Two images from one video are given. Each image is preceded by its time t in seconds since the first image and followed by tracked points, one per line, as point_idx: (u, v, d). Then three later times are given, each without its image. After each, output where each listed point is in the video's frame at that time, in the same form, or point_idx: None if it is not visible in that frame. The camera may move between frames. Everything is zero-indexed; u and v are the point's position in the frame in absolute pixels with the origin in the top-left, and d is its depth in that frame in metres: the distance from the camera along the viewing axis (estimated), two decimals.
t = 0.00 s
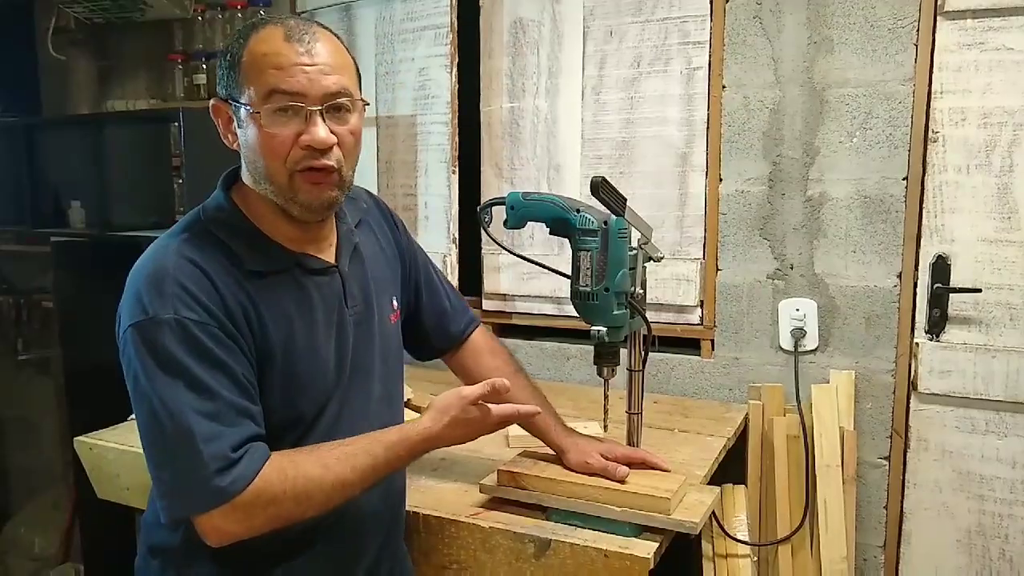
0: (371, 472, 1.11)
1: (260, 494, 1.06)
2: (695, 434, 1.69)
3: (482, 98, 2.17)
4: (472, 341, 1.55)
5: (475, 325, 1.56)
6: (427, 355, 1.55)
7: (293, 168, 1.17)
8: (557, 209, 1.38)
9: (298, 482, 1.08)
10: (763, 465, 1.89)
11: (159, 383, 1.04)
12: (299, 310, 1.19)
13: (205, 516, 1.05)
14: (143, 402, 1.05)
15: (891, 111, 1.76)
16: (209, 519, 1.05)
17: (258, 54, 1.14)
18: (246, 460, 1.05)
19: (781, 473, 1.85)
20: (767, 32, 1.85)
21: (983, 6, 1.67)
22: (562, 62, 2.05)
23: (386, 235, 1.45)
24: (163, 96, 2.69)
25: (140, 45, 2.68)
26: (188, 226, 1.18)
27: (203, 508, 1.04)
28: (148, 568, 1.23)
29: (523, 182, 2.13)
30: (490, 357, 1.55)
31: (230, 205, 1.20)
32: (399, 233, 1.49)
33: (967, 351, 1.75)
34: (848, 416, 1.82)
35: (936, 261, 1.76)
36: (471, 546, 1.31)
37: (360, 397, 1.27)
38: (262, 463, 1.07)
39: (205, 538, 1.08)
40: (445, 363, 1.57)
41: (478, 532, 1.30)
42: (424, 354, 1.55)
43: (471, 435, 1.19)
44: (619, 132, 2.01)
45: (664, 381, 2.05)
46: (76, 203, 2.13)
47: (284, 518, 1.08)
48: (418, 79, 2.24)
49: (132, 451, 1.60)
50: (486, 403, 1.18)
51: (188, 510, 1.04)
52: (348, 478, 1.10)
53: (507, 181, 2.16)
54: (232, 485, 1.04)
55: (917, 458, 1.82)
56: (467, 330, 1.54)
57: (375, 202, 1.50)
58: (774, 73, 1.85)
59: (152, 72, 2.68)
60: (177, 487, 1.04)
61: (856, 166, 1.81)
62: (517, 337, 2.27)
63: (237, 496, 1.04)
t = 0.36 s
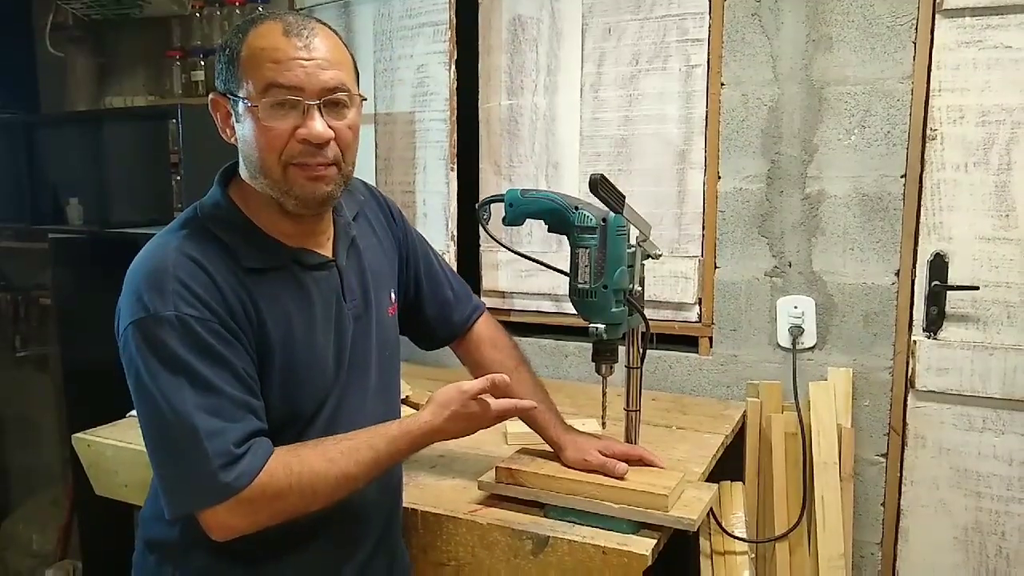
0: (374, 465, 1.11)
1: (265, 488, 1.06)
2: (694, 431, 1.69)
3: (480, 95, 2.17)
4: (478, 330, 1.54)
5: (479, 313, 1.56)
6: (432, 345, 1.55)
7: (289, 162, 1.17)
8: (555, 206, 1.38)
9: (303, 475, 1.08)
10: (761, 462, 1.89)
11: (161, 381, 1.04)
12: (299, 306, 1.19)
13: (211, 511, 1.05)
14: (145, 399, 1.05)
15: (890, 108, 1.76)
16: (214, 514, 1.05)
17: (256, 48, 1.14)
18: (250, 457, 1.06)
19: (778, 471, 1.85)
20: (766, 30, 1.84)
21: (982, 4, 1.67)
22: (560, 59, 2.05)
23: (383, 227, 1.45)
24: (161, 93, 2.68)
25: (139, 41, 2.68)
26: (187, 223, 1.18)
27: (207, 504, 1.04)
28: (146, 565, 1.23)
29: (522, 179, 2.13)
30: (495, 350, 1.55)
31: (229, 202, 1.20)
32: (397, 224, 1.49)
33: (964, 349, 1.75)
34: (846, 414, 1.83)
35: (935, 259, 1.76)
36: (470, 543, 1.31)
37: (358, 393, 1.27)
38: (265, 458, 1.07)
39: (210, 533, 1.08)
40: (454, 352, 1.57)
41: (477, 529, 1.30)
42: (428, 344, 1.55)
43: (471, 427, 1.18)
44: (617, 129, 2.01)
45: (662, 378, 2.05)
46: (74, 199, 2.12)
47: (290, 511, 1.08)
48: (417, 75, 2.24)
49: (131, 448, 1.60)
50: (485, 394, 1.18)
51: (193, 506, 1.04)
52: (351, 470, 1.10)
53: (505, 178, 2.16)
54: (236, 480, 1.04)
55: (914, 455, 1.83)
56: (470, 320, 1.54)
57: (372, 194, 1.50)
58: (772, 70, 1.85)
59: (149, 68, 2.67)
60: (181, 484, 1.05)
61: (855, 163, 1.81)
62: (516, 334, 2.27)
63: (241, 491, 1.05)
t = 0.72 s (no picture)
0: (369, 469, 1.12)
1: (261, 490, 1.06)
2: (693, 430, 1.69)
3: (479, 95, 2.18)
4: (474, 331, 1.54)
5: (477, 314, 1.56)
6: (429, 345, 1.55)
7: (309, 177, 1.16)
8: (554, 206, 1.38)
9: (299, 478, 1.08)
10: (760, 462, 1.89)
11: (157, 382, 1.04)
12: (297, 307, 1.19)
13: (206, 511, 1.05)
14: (142, 400, 1.05)
15: (889, 108, 1.77)
16: (209, 514, 1.06)
17: (287, 62, 1.12)
18: (246, 458, 1.06)
19: (777, 471, 1.85)
20: (764, 29, 1.85)
21: (980, 4, 1.67)
22: (559, 59, 2.05)
23: (380, 228, 1.45)
24: (160, 93, 2.68)
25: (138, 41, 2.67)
26: (184, 223, 1.18)
27: (202, 504, 1.04)
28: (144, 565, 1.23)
29: (521, 179, 2.13)
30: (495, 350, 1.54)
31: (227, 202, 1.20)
32: (393, 225, 1.49)
33: (963, 348, 1.76)
34: (845, 414, 1.83)
35: (933, 258, 1.77)
36: (470, 542, 1.32)
37: (355, 393, 1.27)
38: (262, 460, 1.08)
39: (206, 533, 1.08)
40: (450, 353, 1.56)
41: (476, 528, 1.31)
42: (425, 345, 1.55)
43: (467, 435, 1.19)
44: (616, 129, 2.01)
45: (662, 378, 2.05)
46: (72, 199, 2.13)
47: (286, 512, 1.09)
48: (416, 75, 2.24)
49: (130, 447, 1.60)
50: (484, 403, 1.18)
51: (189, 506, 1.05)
52: (347, 474, 1.10)
53: (504, 178, 2.17)
54: (231, 482, 1.04)
55: (912, 454, 1.83)
56: (467, 321, 1.53)
57: (369, 195, 1.50)
58: (771, 70, 1.85)
59: (148, 68, 2.67)
60: (176, 485, 1.05)
61: (853, 163, 1.81)
62: (515, 334, 2.27)
63: (237, 492, 1.05)
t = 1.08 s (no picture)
0: (365, 486, 1.12)
1: (252, 498, 1.06)
2: (691, 430, 1.69)
3: (478, 96, 2.18)
4: (454, 342, 1.51)
5: (457, 329, 1.53)
6: (411, 356, 1.52)
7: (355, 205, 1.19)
8: (552, 207, 1.38)
9: (292, 490, 1.08)
10: (758, 462, 1.90)
11: (146, 386, 1.04)
12: (291, 313, 1.19)
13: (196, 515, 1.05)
14: (131, 403, 1.05)
15: (885, 109, 1.77)
16: (199, 518, 1.05)
17: (359, 99, 1.11)
18: (235, 462, 1.06)
19: (774, 471, 1.86)
20: (762, 30, 1.85)
21: (977, 5, 1.68)
22: (558, 59, 2.05)
23: (373, 236, 1.45)
24: (158, 93, 2.68)
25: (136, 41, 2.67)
26: (175, 225, 1.17)
27: (192, 508, 1.04)
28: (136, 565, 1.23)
29: (519, 180, 2.13)
30: (471, 356, 1.51)
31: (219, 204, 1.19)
32: (384, 233, 1.49)
33: (960, 349, 1.76)
34: (843, 414, 1.83)
35: (930, 259, 1.77)
36: (468, 542, 1.32)
37: (350, 397, 1.27)
38: (253, 466, 1.08)
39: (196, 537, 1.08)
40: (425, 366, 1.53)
41: (475, 529, 1.31)
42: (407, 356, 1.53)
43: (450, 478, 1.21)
44: (614, 130, 2.01)
45: (660, 378, 2.05)
46: (71, 199, 2.12)
47: (279, 522, 1.09)
48: (415, 75, 2.24)
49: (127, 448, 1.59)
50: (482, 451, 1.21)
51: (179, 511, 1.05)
52: (342, 488, 1.10)
53: (503, 179, 2.17)
54: (220, 487, 1.04)
55: (910, 454, 1.83)
56: (449, 333, 1.52)
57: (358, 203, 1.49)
58: (769, 71, 1.86)
59: (146, 69, 2.67)
60: (166, 489, 1.05)
61: (850, 164, 1.82)
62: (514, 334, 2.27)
63: (226, 498, 1.05)
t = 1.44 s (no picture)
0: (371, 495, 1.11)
1: (272, 495, 1.06)
2: (692, 430, 1.69)
3: (478, 96, 2.18)
4: (468, 340, 1.52)
5: (469, 329, 1.54)
6: (416, 356, 1.53)
7: (345, 192, 1.16)
8: (553, 207, 1.38)
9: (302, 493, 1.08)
10: (759, 462, 1.89)
11: (166, 381, 1.04)
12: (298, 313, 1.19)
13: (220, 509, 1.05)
14: (150, 399, 1.05)
15: (887, 109, 1.77)
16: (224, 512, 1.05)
17: (349, 81, 1.11)
18: (257, 455, 1.06)
19: (776, 471, 1.86)
20: (763, 30, 1.85)
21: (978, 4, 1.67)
22: (558, 59, 2.05)
23: (376, 236, 1.45)
24: (158, 93, 2.68)
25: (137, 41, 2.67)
26: (184, 224, 1.17)
27: (216, 502, 1.04)
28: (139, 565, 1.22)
29: (520, 180, 2.13)
30: (485, 354, 1.52)
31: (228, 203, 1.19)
32: (388, 233, 1.49)
33: (961, 348, 1.76)
34: (844, 414, 1.83)
35: (932, 258, 1.77)
36: (469, 543, 1.32)
37: (351, 398, 1.27)
38: (276, 460, 1.07)
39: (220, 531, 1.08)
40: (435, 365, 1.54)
41: (476, 529, 1.31)
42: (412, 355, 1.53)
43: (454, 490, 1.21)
44: (615, 130, 2.01)
45: (661, 378, 2.05)
46: (71, 199, 2.14)
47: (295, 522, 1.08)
48: (415, 75, 2.24)
49: (129, 448, 1.59)
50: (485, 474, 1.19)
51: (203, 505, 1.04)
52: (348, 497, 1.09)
53: (503, 178, 2.17)
54: (244, 480, 1.04)
55: (911, 453, 1.83)
56: (460, 332, 1.52)
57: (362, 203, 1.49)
58: (770, 70, 1.85)
59: (147, 69, 2.67)
60: (189, 482, 1.04)
61: (851, 163, 1.81)
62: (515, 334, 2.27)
63: (250, 492, 1.05)
